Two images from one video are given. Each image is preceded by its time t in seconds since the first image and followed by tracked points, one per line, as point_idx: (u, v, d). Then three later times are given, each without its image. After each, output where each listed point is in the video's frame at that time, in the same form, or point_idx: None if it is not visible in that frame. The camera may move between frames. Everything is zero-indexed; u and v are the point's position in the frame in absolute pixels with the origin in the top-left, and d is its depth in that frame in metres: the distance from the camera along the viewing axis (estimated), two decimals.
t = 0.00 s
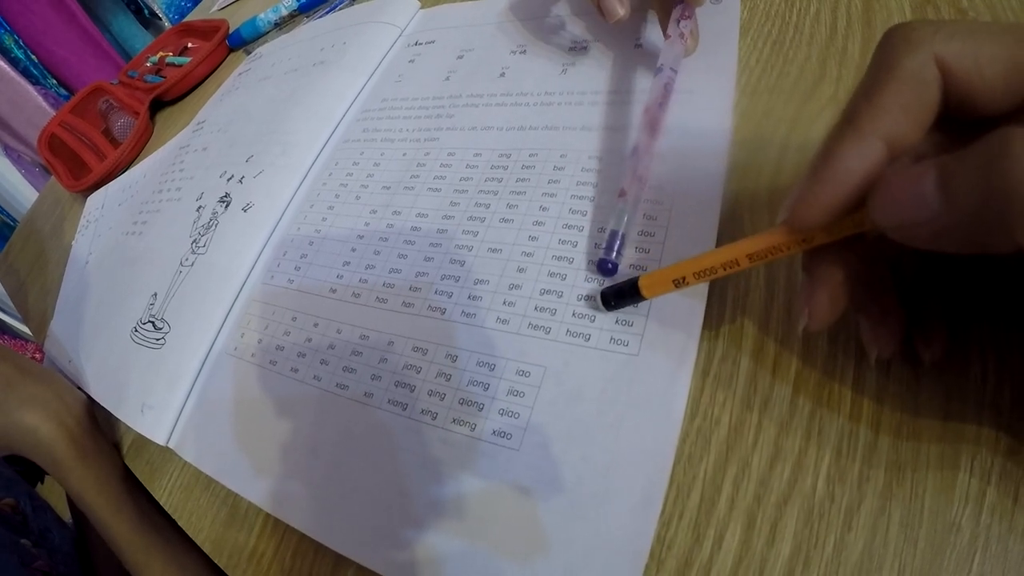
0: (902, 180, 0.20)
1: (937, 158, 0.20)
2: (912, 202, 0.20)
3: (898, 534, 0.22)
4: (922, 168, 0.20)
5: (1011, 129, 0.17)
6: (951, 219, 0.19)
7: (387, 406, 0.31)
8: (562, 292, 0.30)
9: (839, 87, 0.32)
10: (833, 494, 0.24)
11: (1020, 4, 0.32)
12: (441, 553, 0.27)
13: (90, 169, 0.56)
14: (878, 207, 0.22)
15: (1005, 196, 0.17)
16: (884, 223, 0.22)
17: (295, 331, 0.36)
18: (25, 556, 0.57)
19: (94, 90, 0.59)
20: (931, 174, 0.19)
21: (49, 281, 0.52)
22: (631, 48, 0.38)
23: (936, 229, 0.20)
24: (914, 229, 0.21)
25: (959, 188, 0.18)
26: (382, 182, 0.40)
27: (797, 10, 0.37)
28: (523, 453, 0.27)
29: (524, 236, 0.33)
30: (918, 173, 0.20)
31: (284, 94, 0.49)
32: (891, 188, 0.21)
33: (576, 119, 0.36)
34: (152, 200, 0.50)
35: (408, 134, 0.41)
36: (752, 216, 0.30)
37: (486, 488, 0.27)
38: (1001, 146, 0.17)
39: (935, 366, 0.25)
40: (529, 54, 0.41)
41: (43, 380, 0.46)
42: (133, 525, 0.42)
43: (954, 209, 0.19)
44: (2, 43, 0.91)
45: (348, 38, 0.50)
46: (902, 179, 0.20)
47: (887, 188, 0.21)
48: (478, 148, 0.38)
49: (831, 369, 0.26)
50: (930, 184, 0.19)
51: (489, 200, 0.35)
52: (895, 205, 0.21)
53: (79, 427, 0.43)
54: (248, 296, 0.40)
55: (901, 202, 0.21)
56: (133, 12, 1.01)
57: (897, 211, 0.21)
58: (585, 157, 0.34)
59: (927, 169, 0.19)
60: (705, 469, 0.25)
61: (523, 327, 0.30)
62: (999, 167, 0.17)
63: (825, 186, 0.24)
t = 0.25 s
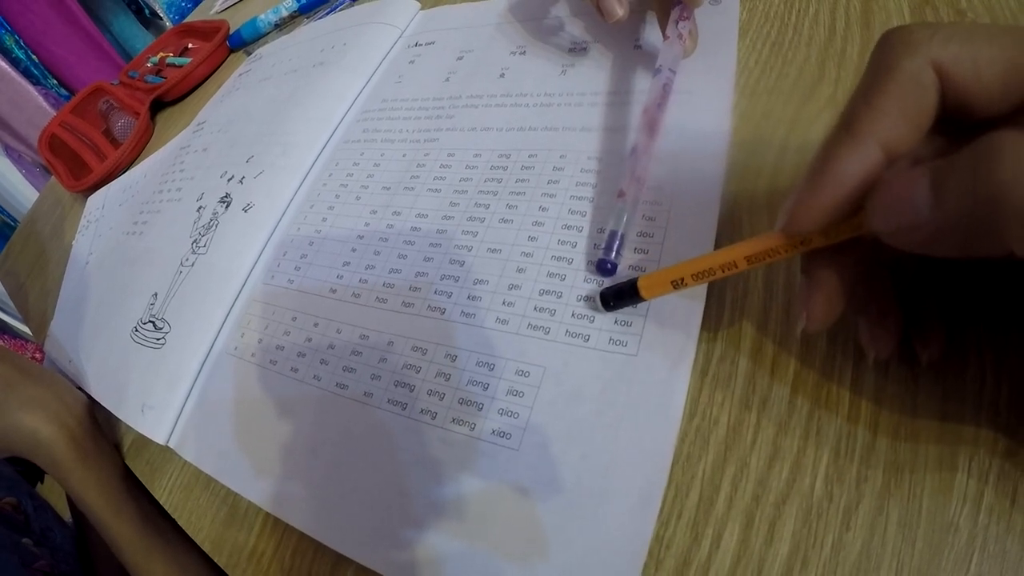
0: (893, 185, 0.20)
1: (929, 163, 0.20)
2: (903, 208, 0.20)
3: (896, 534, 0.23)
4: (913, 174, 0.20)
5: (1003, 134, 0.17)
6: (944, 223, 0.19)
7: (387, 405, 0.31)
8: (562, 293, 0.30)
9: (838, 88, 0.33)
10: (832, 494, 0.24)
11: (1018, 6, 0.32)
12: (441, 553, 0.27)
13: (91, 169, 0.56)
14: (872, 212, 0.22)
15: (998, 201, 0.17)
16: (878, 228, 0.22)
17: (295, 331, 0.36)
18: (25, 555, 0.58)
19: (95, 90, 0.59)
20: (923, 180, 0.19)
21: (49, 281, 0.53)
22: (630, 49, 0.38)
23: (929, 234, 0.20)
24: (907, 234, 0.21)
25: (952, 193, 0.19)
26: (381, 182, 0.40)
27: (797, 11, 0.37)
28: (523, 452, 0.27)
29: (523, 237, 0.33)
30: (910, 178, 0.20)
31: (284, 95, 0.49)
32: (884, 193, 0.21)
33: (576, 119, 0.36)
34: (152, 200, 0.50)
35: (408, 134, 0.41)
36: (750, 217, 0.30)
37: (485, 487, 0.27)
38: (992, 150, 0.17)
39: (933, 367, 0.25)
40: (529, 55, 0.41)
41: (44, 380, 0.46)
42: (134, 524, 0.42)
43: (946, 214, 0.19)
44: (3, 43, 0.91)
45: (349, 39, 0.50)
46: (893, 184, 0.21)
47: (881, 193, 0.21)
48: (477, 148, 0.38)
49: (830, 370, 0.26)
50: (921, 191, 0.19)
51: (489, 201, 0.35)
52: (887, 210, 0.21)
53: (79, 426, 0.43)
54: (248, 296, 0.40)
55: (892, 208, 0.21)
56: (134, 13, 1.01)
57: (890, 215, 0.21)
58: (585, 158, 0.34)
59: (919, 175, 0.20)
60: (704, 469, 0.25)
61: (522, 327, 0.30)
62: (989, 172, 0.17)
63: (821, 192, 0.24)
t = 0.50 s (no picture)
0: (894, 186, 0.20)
1: (929, 164, 0.20)
2: (903, 209, 0.20)
3: (896, 533, 0.23)
4: (914, 174, 0.20)
5: (1001, 135, 0.17)
6: (943, 223, 0.19)
7: (386, 406, 0.31)
8: (561, 293, 0.30)
9: (836, 87, 0.33)
10: (831, 493, 0.24)
11: (1016, 5, 0.32)
12: (441, 553, 0.27)
13: (90, 170, 0.56)
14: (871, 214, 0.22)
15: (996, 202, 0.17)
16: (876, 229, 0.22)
17: (294, 331, 0.36)
18: (25, 556, 0.58)
19: (94, 91, 0.59)
20: (923, 180, 0.19)
21: (49, 282, 0.52)
22: (629, 49, 0.38)
23: (929, 234, 0.20)
24: (906, 235, 0.21)
25: (950, 194, 0.19)
26: (380, 182, 0.40)
27: (795, 10, 0.37)
28: (522, 453, 0.27)
29: (522, 237, 0.33)
30: (910, 179, 0.20)
31: (282, 95, 0.49)
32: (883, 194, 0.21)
33: (574, 119, 0.36)
34: (151, 201, 0.50)
35: (406, 135, 0.41)
36: (749, 216, 0.30)
37: (485, 488, 0.27)
38: (989, 149, 0.17)
39: (932, 366, 0.25)
40: (528, 55, 0.41)
41: (43, 381, 0.46)
42: (133, 525, 0.42)
43: (945, 214, 0.19)
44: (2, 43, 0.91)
45: (347, 39, 0.50)
46: (894, 185, 0.21)
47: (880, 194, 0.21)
48: (476, 148, 0.38)
49: (829, 370, 0.26)
50: (921, 191, 0.19)
51: (488, 201, 0.35)
52: (886, 211, 0.21)
53: (79, 427, 0.43)
54: (247, 297, 0.40)
55: (892, 209, 0.21)
56: (133, 13, 1.01)
57: (889, 215, 0.21)
58: (583, 158, 0.34)
59: (919, 176, 0.20)
60: (703, 468, 0.25)
61: (522, 327, 0.30)
62: (985, 171, 0.17)
63: (820, 194, 0.24)
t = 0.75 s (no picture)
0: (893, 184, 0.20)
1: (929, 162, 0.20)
2: (902, 207, 0.20)
3: (895, 532, 0.23)
4: (914, 173, 0.20)
5: (1001, 132, 0.17)
6: (942, 222, 0.19)
7: (385, 405, 0.31)
8: (560, 291, 0.30)
9: (836, 85, 0.33)
10: (830, 492, 0.24)
11: (1016, 3, 0.32)
12: (440, 552, 0.27)
13: (89, 169, 0.56)
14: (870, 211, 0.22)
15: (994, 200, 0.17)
16: (875, 227, 0.22)
17: (293, 331, 0.36)
18: (24, 556, 0.57)
19: (93, 90, 0.59)
20: (922, 178, 0.19)
21: (47, 281, 0.52)
22: (627, 47, 0.38)
23: (928, 233, 0.20)
24: (905, 234, 0.21)
25: (949, 192, 0.19)
26: (379, 181, 0.40)
27: (794, 8, 0.37)
28: (521, 451, 0.27)
29: (521, 235, 0.33)
30: (910, 177, 0.20)
31: (281, 94, 0.49)
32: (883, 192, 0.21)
33: (573, 118, 0.36)
34: (150, 200, 0.50)
35: (405, 133, 0.41)
36: (749, 214, 0.30)
37: (483, 487, 0.27)
38: (987, 147, 0.17)
39: (932, 365, 0.25)
40: (527, 53, 0.41)
41: (42, 380, 0.46)
42: (132, 524, 0.42)
43: (944, 213, 0.19)
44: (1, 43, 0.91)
45: (346, 38, 0.50)
46: (893, 183, 0.21)
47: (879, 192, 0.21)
48: (475, 147, 0.38)
49: (828, 368, 0.26)
50: (920, 189, 0.19)
51: (486, 200, 0.35)
52: (885, 209, 0.21)
53: (78, 426, 0.43)
54: (246, 296, 0.40)
55: (891, 207, 0.21)
56: (132, 13, 1.01)
57: (889, 214, 0.21)
58: (582, 157, 0.34)
59: (919, 174, 0.19)
60: (702, 467, 0.25)
61: (520, 326, 0.30)
62: (984, 169, 0.17)
63: (819, 192, 0.24)
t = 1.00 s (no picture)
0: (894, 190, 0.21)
1: (928, 169, 0.20)
2: (902, 213, 0.21)
3: (895, 533, 0.23)
4: (914, 179, 0.20)
5: (1000, 139, 0.17)
6: (941, 229, 0.20)
7: (387, 404, 0.31)
8: (562, 292, 0.30)
9: (837, 87, 0.33)
10: (831, 492, 0.24)
11: (1016, 6, 0.32)
12: (442, 551, 0.27)
13: (91, 168, 0.56)
14: (870, 216, 0.22)
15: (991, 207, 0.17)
16: (877, 232, 0.22)
17: (296, 330, 0.37)
18: (26, 554, 0.58)
19: (95, 89, 0.59)
20: (922, 185, 0.20)
21: (50, 279, 0.53)
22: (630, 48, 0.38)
23: (928, 239, 0.21)
24: (905, 239, 0.21)
25: (947, 199, 0.19)
26: (382, 182, 0.40)
27: (796, 11, 0.37)
28: (524, 451, 0.27)
29: (524, 236, 0.33)
30: (910, 183, 0.20)
31: (284, 94, 0.49)
32: (883, 199, 0.21)
33: (576, 119, 0.36)
34: (153, 199, 0.50)
35: (408, 134, 0.41)
36: (750, 216, 0.30)
37: (486, 486, 0.27)
38: (986, 152, 0.17)
39: (932, 367, 0.25)
40: (529, 54, 0.41)
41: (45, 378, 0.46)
42: (134, 522, 0.42)
43: (943, 219, 0.19)
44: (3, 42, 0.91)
45: (349, 38, 0.50)
46: (894, 189, 0.21)
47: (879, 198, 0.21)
48: (477, 148, 0.38)
49: (829, 370, 0.26)
50: (920, 196, 0.20)
51: (489, 200, 0.35)
52: (886, 214, 0.21)
53: (80, 424, 0.43)
54: (249, 295, 0.40)
55: (891, 212, 0.21)
56: (134, 11, 1.01)
57: (889, 219, 0.21)
58: (585, 158, 0.34)
59: (918, 180, 0.20)
60: (703, 467, 0.26)
61: (523, 326, 0.30)
62: (984, 176, 0.17)
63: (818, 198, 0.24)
